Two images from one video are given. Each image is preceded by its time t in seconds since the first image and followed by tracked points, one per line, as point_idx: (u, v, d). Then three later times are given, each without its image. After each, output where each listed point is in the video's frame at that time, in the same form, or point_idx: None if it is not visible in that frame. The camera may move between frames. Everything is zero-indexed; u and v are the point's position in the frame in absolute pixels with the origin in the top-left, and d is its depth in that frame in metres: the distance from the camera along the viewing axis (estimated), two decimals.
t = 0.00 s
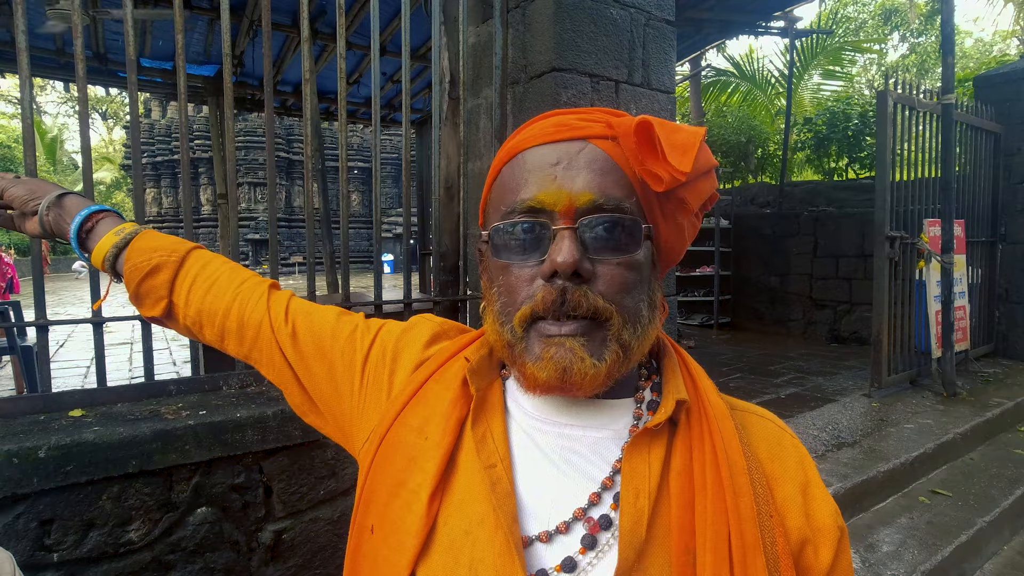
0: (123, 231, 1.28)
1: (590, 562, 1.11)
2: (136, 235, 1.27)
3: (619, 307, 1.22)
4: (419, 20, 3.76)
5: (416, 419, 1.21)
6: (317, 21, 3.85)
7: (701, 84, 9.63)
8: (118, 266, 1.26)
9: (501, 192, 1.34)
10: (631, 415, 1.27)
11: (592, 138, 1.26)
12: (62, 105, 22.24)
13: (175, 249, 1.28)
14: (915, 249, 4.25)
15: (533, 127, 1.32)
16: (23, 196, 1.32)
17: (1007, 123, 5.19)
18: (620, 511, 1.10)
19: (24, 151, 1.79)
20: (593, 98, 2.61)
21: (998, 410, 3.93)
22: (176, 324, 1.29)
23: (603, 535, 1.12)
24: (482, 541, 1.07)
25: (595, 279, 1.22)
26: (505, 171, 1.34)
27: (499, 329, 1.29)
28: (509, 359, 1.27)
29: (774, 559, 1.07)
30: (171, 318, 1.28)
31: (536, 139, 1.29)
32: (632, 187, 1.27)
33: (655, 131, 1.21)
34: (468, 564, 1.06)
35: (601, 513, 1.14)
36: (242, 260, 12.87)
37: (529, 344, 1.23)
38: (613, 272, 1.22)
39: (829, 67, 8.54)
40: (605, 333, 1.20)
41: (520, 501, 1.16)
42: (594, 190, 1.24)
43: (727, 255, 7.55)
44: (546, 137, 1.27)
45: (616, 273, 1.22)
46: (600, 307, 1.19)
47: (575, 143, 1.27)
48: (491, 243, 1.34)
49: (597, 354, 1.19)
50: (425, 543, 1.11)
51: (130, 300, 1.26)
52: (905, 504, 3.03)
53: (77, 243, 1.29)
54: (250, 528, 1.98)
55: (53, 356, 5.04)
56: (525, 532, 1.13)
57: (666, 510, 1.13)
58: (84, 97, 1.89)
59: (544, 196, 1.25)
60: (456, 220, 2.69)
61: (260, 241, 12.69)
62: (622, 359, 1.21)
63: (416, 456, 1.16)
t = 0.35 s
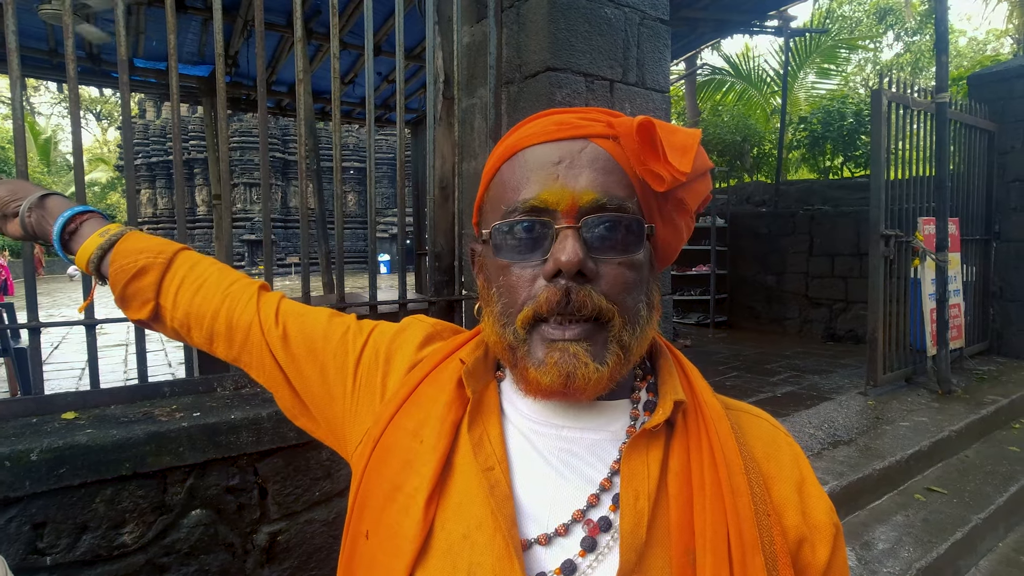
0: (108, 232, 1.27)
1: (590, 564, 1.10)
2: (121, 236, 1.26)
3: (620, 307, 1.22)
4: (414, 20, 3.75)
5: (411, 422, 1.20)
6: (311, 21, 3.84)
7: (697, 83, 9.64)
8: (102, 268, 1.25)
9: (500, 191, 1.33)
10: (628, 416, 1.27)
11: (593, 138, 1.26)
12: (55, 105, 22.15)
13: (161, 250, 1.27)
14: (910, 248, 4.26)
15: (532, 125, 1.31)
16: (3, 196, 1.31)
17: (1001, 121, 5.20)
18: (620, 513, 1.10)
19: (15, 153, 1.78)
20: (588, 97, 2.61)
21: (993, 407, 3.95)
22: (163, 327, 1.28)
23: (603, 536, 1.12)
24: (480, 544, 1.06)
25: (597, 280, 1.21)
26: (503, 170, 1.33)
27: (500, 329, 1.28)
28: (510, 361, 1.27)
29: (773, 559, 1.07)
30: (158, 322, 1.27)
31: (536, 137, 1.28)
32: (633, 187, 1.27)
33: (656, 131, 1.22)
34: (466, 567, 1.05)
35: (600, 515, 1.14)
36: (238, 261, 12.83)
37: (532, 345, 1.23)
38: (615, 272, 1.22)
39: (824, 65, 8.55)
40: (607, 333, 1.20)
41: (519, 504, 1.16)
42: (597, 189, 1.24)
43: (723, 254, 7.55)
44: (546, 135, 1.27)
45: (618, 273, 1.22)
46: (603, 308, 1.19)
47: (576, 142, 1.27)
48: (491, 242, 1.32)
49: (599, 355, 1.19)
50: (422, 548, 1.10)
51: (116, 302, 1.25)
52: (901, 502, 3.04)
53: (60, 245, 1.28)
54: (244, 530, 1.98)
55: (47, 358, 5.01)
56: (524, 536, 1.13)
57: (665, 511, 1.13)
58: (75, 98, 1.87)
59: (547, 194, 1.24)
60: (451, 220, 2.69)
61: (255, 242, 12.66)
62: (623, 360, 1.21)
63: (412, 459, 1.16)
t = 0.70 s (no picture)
0: (90, 238, 1.26)
1: (587, 561, 1.10)
2: (103, 241, 1.25)
3: (615, 305, 1.21)
4: (408, 20, 3.75)
5: (407, 424, 1.20)
6: (305, 20, 3.83)
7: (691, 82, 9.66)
8: (85, 275, 1.23)
9: (495, 190, 1.33)
10: (622, 414, 1.27)
11: (587, 136, 1.26)
12: (47, 105, 22.03)
13: (145, 255, 1.26)
14: (904, 246, 4.28)
15: (527, 125, 1.31)
16: None
17: (993, 120, 5.23)
18: (617, 510, 1.10)
19: (6, 152, 1.76)
20: (582, 97, 2.61)
21: (987, 404, 3.97)
22: (149, 333, 1.27)
23: (600, 534, 1.12)
24: (478, 544, 1.06)
25: (593, 277, 1.21)
26: (498, 169, 1.33)
27: (496, 328, 1.28)
28: (506, 360, 1.26)
29: (769, 554, 1.07)
30: (143, 328, 1.26)
31: (531, 136, 1.28)
32: (627, 185, 1.27)
33: (650, 130, 1.22)
34: (463, 567, 1.05)
35: (596, 512, 1.14)
36: (232, 261, 12.77)
37: (528, 344, 1.22)
38: (610, 269, 1.22)
39: (817, 64, 8.58)
40: (603, 330, 1.19)
41: (515, 503, 1.15)
42: (592, 187, 1.24)
43: (718, 253, 7.57)
44: (541, 135, 1.27)
45: (613, 271, 1.22)
46: (599, 305, 1.18)
47: (571, 141, 1.27)
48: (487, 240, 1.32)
49: (596, 351, 1.18)
50: (419, 550, 1.09)
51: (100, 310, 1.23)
52: (896, 499, 3.05)
53: (38, 251, 1.25)
54: (239, 531, 1.97)
55: (40, 360, 4.98)
56: (521, 534, 1.13)
57: (661, 508, 1.13)
58: (66, 97, 1.86)
59: (542, 193, 1.24)
60: (446, 220, 2.68)
61: (250, 242, 12.60)
62: (619, 357, 1.21)
63: (408, 460, 1.15)
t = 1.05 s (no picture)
0: (55, 246, 1.20)
1: (588, 551, 1.10)
2: (72, 251, 1.20)
3: (610, 301, 1.22)
4: (405, 20, 3.75)
5: (405, 424, 1.19)
6: (303, 20, 3.83)
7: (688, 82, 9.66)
8: (51, 287, 1.18)
9: (489, 192, 1.32)
10: (617, 407, 1.27)
11: (578, 137, 1.26)
12: (43, 106, 21.97)
13: (123, 267, 1.22)
14: (901, 245, 4.29)
15: (518, 128, 1.30)
16: None
17: (990, 119, 5.25)
18: (616, 500, 1.10)
19: (1, 152, 1.75)
20: (580, 97, 2.61)
21: (983, 403, 3.98)
22: (128, 349, 1.22)
23: (599, 523, 1.12)
24: (479, 538, 1.06)
25: (589, 273, 1.21)
26: (491, 172, 1.33)
27: (492, 327, 1.27)
28: (503, 357, 1.26)
29: (762, 541, 1.07)
30: (122, 344, 1.21)
31: (523, 139, 1.28)
32: (618, 184, 1.27)
33: (639, 130, 1.23)
34: (465, 562, 1.05)
35: (595, 502, 1.14)
36: (230, 262, 12.76)
37: (525, 341, 1.21)
38: (605, 266, 1.22)
39: (814, 63, 8.59)
40: (598, 326, 1.19)
41: (515, 497, 1.15)
42: (585, 187, 1.24)
43: (716, 253, 7.58)
44: (533, 137, 1.26)
45: (608, 266, 1.23)
46: (595, 301, 1.19)
47: (562, 143, 1.27)
48: (483, 241, 1.31)
49: (592, 346, 1.18)
50: (421, 547, 1.09)
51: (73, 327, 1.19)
52: (893, 497, 3.06)
53: None
54: (238, 532, 1.96)
55: (36, 361, 4.96)
56: (522, 527, 1.12)
57: (658, 499, 1.13)
58: (62, 97, 1.85)
59: (537, 193, 1.23)
60: (443, 219, 2.68)
61: (247, 242, 12.57)
62: (614, 352, 1.21)
63: (408, 460, 1.15)
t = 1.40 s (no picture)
0: (49, 254, 1.21)
1: (584, 541, 1.10)
2: (65, 257, 1.21)
3: (603, 297, 1.23)
4: (404, 19, 3.75)
5: (400, 422, 1.19)
6: (302, 20, 3.83)
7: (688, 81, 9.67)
8: (43, 292, 1.18)
9: (484, 191, 1.32)
10: (610, 401, 1.28)
11: (569, 138, 1.27)
12: (42, 106, 21.97)
13: (115, 271, 1.22)
14: (900, 244, 4.29)
15: (510, 130, 1.31)
16: None
17: (989, 118, 5.25)
18: (611, 491, 1.11)
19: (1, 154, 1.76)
20: (579, 96, 2.61)
21: (983, 402, 3.98)
22: (119, 351, 1.22)
23: (595, 514, 1.12)
24: (476, 531, 1.07)
25: (583, 271, 1.22)
26: (485, 172, 1.33)
27: (488, 323, 1.27)
28: (498, 354, 1.26)
29: (751, 529, 1.09)
30: (114, 347, 1.21)
31: (517, 140, 1.28)
32: (609, 185, 1.28)
33: (629, 131, 1.24)
34: (462, 555, 1.05)
35: (590, 494, 1.14)
36: (230, 262, 12.76)
37: (520, 339, 1.22)
38: (598, 263, 1.23)
39: (813, 63, 8.60)
40: (591, 322, 1.20)
41: (510, 491, 1.15)
42: (578, 186, 1.24)
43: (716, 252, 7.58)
44: (526, 138, 1.27)
45: (601, 263, 1.23)
46: (588, 297, 1.20)
47: (555, 143, 1.27)
48: (478, 239, 1.31)
49: (586, 345, 1.19)
50: (418, 543, 1.09)
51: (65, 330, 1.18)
52: (893, 497, 3.06)
53: None
54: (237, 532, 1.96)
55: (36, 361, 4.97)
56: (518, 519, 1.13)
57: (651, 489, 1.14)
58: (61, 98, 1.85)
59: (532, 191, 1.23)
60: (442, 219, 2.68)
61: (247, 242, 12.57)
62: (606, 348, 1.22)
63: (404, 456, 1.15)
